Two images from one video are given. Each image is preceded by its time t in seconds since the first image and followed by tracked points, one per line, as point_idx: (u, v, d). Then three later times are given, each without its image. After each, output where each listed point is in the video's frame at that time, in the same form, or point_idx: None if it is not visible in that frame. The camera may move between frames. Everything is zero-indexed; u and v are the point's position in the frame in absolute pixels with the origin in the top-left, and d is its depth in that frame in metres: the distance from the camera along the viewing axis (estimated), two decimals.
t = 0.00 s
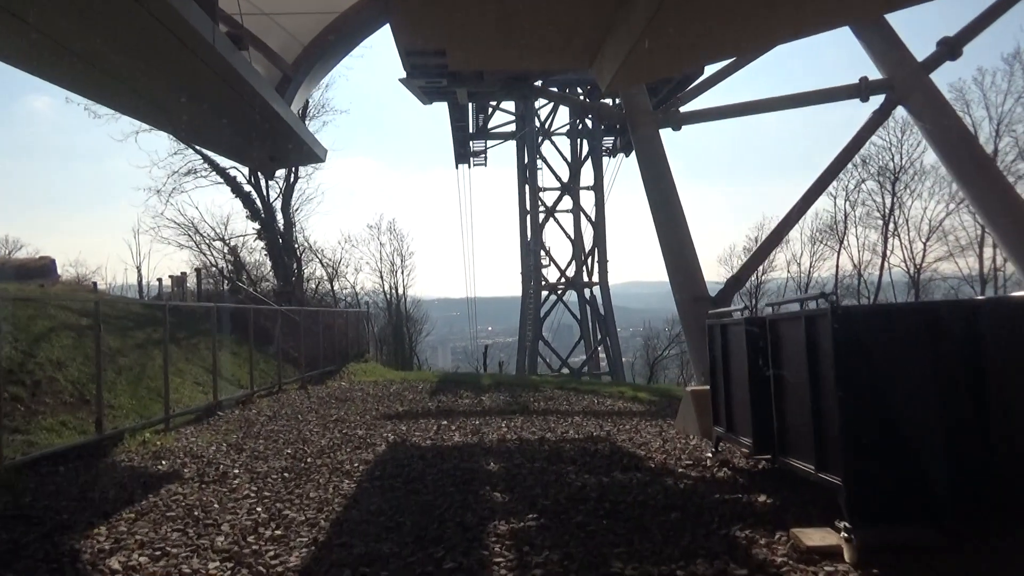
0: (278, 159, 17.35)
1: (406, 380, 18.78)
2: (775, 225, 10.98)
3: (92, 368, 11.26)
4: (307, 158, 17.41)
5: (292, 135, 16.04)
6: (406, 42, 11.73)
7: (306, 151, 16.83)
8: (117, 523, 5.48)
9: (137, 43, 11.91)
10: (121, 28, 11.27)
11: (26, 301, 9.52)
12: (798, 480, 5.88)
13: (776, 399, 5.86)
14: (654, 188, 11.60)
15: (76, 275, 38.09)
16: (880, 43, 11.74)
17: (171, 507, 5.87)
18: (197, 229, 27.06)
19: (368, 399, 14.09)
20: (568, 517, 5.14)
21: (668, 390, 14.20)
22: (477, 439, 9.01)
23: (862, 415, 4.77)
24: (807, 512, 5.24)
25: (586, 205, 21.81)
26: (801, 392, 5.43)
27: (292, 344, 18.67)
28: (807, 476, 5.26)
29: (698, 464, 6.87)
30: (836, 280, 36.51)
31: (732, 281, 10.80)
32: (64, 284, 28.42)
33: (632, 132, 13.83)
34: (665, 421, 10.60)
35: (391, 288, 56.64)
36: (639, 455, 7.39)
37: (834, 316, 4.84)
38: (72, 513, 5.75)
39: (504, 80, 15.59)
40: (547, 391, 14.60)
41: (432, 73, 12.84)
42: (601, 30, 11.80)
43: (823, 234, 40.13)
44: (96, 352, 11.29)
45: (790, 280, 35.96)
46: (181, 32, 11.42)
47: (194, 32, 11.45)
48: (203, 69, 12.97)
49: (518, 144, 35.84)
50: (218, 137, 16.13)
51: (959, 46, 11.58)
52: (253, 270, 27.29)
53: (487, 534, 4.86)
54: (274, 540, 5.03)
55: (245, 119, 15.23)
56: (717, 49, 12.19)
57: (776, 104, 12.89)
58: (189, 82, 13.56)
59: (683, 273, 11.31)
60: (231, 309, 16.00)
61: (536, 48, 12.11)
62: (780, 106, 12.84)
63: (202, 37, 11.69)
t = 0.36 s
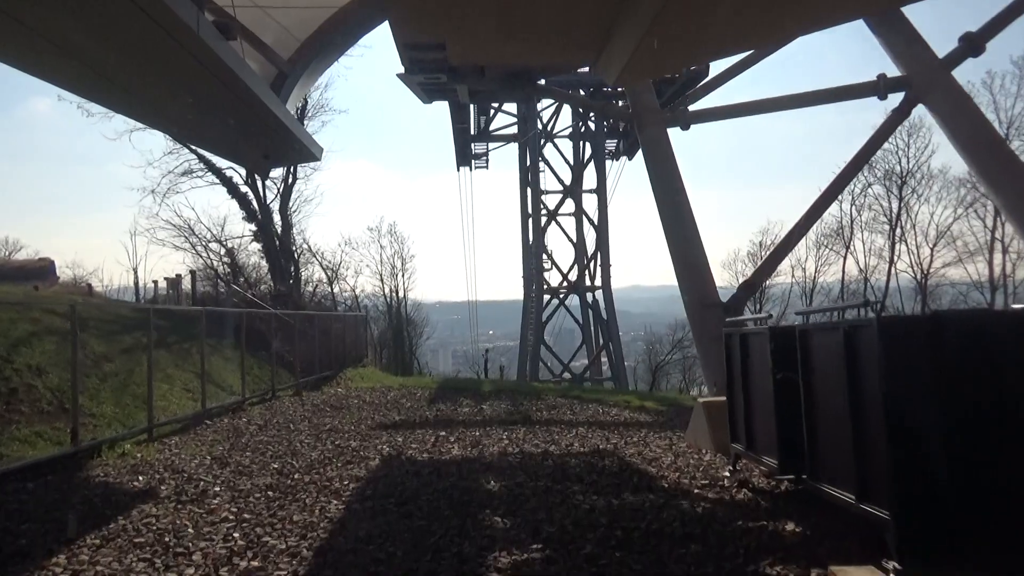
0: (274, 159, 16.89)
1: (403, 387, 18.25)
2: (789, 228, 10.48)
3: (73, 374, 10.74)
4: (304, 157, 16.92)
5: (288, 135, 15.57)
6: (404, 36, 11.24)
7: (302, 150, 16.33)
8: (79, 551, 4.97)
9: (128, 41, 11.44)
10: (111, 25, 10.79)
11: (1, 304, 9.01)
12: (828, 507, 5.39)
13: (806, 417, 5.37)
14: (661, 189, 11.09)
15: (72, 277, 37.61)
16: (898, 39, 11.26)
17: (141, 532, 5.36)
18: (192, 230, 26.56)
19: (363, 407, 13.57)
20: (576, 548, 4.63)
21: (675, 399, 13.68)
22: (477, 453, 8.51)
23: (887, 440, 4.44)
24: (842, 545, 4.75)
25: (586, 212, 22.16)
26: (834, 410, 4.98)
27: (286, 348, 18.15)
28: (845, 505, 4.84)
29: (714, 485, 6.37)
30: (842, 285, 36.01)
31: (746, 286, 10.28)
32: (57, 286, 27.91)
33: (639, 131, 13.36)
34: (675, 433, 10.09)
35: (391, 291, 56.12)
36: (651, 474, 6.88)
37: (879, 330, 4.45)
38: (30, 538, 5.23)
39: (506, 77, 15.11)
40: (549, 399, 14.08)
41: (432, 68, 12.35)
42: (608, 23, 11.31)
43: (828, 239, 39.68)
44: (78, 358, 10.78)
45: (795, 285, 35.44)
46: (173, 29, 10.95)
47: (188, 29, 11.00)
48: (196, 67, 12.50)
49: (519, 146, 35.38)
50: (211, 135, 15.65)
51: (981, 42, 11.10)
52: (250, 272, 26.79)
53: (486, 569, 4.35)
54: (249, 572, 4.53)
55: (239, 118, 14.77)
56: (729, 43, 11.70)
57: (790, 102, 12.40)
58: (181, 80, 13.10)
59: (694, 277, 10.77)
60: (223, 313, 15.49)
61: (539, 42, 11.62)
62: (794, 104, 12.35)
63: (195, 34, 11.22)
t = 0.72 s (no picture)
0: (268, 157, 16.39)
1: (401, 392, 17.72)
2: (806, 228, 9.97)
3: (53, 379, 10.24)
4: (299, 155, 16.43)
5: (283, 133, 15.08)
6: (402, 25, 10.76)
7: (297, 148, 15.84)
8: None
9: (116, 33, 10.96)
10: (97, 15, 10.29)
11: None
12: (868, 534, 4.91)
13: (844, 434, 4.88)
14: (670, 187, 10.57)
15: (68, 278, 37.11)
16: (919, 30, 10.75)
17: (104, 558, 4.83)
18: (186, 231, 26.08)
19: (358, 414, 13.06)
20: None
21: (682, 407, 13.17)
22: (477, 466, 7.99)
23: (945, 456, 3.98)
24: None
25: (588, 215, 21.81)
26: (880, 425, 4.50)
27: (281, 352, 17.62)
28: (895, 536, 4.38)
29: (735, 505, 5.87)
30: (847, 289, 35.49)
31: (760, 288, 9.76)
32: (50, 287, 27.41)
33: (646, 128, 12.87)
34: (686, 444, 9.58)
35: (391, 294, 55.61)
36: (665, 491, 6.37)
37: (941, 339, 3.96)
38: None
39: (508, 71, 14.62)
40: (551, 407, 13.57)
41: (431, 60, 11.87)
42: (615, 14, 10.83)
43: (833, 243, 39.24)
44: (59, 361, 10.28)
45: (800, 289, 34.93)
46: (163, 19, 10.48)
47: (178, 20, 10.51)
48: (188, 61, 12.02)
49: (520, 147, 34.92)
50: (203, 133, 15.15)
51: (1006, 34, 10.59)
52: (246, 274, 26.30)
53: None
54: None
55: (232, 116, 14.28)
56: (741, 35, 11.20)
57: (804, 97, 11.91)
58: (172, 75, 12.61)
59: (705, 279, 10.23)
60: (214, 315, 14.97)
61: (543, 35, 11.14)
62: (808, 100, 11.86)
63: (186, 25, 10.75)
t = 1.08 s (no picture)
0: (262, 158, 15.89)
1: (398, 401, 17.18)
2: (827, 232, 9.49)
3: (29, 389, 9.68)
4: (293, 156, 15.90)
5: (277, 135, 14.57)
6: (400, 18, 10.24)
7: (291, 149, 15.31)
8: None
9: (106, 27, 10.49)
10: (85, 10, 9.80)
11: None
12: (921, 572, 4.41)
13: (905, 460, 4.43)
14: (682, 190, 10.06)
15: (63, 283, 36.60)
16: (943, 26, 10.25)
17: None
18: (181, 235, 25.55)
19: (352, 425, 12.52)
20: None
21: (691, 419, 12.62)
22: (478, 484, 7.45)
23: None
24: None
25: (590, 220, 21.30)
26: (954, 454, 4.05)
27: (274, 360, 17.07)
28: None
29: (761, 534, 5.35)
30: (851, 298, 34.98)
31: (777, 295, 9.22)
32: (41, 292, 26.89)
33: (655, 129, 12.37)
34: (699, 460, 9.03)
35: (390, 300, 55.10)
36: (682, 517, 5.84)
37: None
38: None
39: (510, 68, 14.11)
40: (554, 419, 13.01)
41: (432, 55, 11.37)
42: (625, 8, 10.31)
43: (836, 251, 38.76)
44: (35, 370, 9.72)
45: (804, 297, 34.40)
46: (154, 14, 10.02)
47: (170, 16, 10.06)
48: (180, 59, 11.56)
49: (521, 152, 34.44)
50: (194, 132, 14.63)
51: None
52: (241, 279, 25.77)
53: None
54: None
55: (225, 115, 13.81)
56: (757, 29, 10.70)
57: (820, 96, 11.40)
58: (163, 73, 12.14)
59: (719, 287, 9.70)
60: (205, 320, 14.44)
61: (549, 29, 10.64)
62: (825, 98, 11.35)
63: (179, 21, 10.29)
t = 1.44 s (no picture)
0: (255, 156, 15.32)
1: (395, 410, 16.61)
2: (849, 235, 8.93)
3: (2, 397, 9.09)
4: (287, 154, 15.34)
5: (271, 133, 14.02)
6: (399, 6, 9.70)
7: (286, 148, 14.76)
8: None
9: (95, 20, 9.99)
10: None
11: None
12: None
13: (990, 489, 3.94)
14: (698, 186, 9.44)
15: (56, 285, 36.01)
16: (971, 19, 9.72)
17: None
18: (174, 237, 24.99)
19: (346, 435, 11.94)
20: None
21: (700, 431, 12.06)
22: (480, 506, 6.88)
23: None
24: None
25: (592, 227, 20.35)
26: None
27: (267, 366, 16.49)
28: None
29: (798, 568, 4.80)
30: (857, 306, 34.41)
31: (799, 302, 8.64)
32: (31, 295, 26.29)
33: (665, 127, 11.79)
34: (715, 478, 8.49)
35: (388, 306, 54.53)
36: (707, 546, 5.28)
37: None
38: None
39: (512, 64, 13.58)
40: (557, 430, 12.43)
41: (432, 47, 10.83)
42: None
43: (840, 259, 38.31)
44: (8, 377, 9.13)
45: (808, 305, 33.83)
46: (149, 7, 9.52)
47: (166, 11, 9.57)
48: (174, 55, 11.04)
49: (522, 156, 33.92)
50: (184, 129, 14.06)
51: None
52: (234, 283, 25.20)
53: None
54: None
55: (218, 113, 13.25)
56: (775, 22, 10.17)
57: (839, 94, 10.87)
58: (155, 68, 11.59)
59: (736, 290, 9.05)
60: (196, 323, 13.90)
61: (557, 23, 10.10)
62: (845, 95, 10.81)
63: (174, 16, 9.82)
